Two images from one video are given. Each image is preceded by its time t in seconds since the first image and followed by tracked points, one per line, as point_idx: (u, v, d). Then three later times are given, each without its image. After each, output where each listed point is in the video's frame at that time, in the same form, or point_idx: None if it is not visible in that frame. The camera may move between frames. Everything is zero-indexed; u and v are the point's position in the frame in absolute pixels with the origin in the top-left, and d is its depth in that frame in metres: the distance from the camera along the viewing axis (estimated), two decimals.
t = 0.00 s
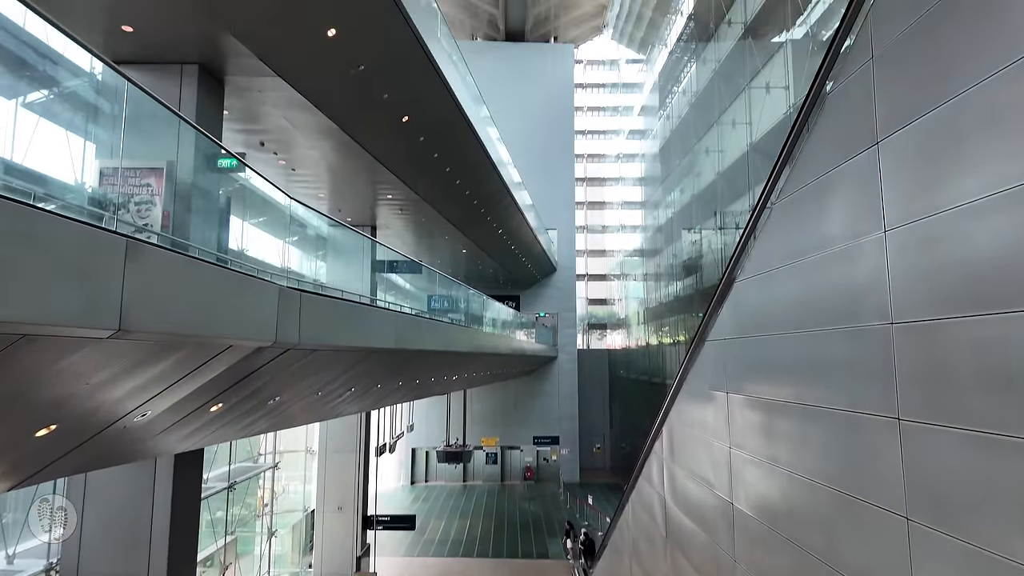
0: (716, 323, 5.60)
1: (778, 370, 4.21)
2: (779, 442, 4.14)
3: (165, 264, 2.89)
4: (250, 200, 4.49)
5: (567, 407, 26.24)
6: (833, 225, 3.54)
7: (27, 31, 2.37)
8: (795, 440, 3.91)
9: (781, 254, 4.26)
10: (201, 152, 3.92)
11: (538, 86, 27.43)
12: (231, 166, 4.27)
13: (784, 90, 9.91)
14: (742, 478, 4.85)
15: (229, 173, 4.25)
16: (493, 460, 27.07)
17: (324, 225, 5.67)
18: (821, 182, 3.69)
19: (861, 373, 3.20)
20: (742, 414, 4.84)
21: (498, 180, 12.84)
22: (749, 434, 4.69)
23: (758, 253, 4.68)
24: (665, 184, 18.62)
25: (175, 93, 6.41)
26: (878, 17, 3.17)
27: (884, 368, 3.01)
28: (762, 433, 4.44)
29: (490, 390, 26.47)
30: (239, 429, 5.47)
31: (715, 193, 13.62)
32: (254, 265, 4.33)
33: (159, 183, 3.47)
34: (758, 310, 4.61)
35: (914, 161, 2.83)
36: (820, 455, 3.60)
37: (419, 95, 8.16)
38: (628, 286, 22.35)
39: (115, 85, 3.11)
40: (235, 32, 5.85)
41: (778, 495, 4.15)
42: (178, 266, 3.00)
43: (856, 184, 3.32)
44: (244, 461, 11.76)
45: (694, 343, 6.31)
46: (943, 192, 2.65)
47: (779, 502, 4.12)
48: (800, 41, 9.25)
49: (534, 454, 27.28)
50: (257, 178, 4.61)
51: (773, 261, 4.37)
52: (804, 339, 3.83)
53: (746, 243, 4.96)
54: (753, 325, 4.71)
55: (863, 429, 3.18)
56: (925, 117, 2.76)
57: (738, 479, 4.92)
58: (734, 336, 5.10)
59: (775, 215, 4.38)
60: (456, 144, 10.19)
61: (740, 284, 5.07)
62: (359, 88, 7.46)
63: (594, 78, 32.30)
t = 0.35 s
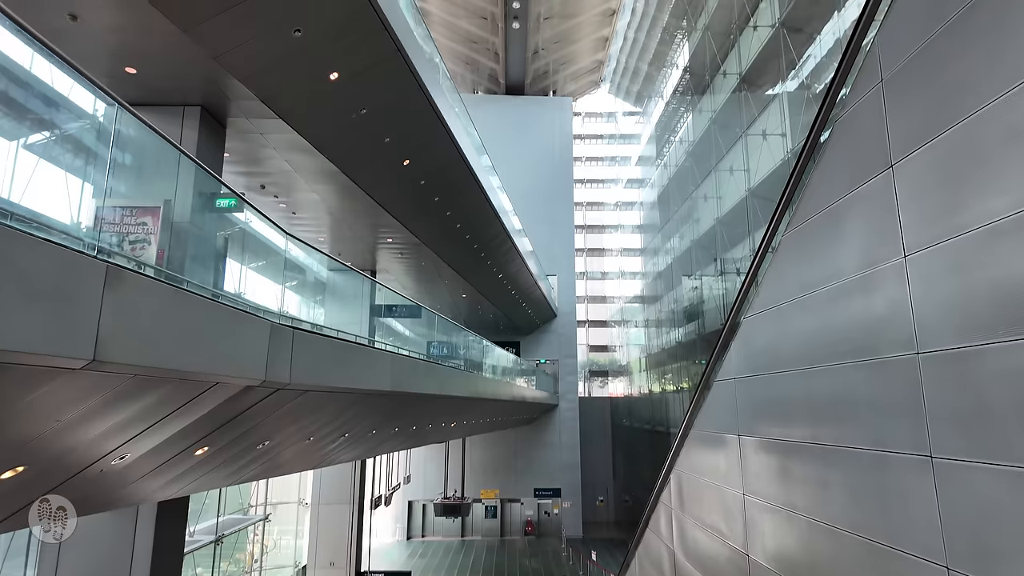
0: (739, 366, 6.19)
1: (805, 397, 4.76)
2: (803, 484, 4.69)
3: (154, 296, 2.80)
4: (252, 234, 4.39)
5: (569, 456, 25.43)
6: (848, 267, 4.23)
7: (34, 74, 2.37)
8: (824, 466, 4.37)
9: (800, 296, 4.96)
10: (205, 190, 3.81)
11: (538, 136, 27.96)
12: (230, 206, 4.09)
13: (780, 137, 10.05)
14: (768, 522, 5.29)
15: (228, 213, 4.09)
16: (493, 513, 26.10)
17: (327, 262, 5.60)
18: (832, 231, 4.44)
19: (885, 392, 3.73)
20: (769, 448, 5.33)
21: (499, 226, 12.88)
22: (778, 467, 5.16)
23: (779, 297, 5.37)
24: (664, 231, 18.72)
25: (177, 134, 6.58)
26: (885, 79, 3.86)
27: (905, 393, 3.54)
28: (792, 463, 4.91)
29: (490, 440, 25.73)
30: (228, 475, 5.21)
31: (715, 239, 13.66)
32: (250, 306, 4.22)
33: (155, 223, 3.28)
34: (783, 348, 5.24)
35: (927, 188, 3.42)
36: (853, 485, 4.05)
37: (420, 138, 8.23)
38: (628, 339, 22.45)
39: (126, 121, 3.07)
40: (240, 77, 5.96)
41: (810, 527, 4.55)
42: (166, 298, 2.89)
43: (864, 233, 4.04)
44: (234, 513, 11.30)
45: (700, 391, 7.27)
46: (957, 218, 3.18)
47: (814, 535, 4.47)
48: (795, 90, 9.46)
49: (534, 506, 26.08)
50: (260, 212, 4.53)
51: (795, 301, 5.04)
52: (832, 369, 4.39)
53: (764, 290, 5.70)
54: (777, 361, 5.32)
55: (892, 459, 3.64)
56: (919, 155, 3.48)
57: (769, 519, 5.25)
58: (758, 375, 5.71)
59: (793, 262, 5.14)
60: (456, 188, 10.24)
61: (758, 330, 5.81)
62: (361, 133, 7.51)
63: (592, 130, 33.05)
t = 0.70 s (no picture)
0: (750, 378, 6.27)
1: (817, 402, 4.81)
2: (819, 498, 4.74)
3: (138, 296, 2.67)
4: (250, 247, 4.26)
5: (569, 482, 24.88)
6: (854, 271, 4.34)
7: (31, 86, 2.35)
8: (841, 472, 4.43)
9: (807, 302, 5.04)
10: (203, 203, 3.70)
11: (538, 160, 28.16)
12: (226, 220, 3.94)
13: (780, 156, 10.04)
14: (783, 538, 5.35)
15: (225, 227, 3.94)
16: (492, 541, 25.45)
17: (325, 274, 5.46)
18: (836, 237, 4.57)
19: (899, 393, 3.79)
20: (783, 458, 5.37)
21: (498, 245, 12.84)
22: (792, 477, 5.19)
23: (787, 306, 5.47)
24: (664, 253, 18.67)
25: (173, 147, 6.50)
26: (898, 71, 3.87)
27: (919, 396, 3.61)
28: (807, 470, 4.95)
29: (490, 465, 25.21)
30: (217, 494, 5.01)
31: (715, 260, 13.57)
32: (250, 320, 4.07)
33: (149, 233, 3.13)
34: (793, 355, 5.31)
35: (943, 177, 3.43)
36: (870, 493, 4.10)
37: (421, 154, 8.19)
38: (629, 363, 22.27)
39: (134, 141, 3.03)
40: (239, 88, 5.90)
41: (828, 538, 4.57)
42: (149, 300, 2.75)
43: (868, 237, 4.16)
44: (226, 538, 10.99)
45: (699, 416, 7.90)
46: (977, 206, 3.17)
47: (833, 547, 4.50)
48: (793, 113, 9.52)
49: (535, 534, 25.03)
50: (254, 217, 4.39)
51: (803, 307, 5.13)
52: (843, 373, 4.45)
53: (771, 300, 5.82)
54: (788, 368, 5.39)
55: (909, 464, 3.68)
56: (935, 142, 3.49)
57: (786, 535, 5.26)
58: (769, 385, 5.78)
59: (799, 270, 5.26)
60: (456, 206, 10.19)
61: (767, 340, 5.90)
62: (360, 148, 7.46)
63: (591, 154, 33.27)
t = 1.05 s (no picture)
0: (758, 369, 6.31)
1: (833, 384, 4.86)
2: (834, 489, 4.74)
3: (117, 276, 2.56)
4: (248, 247, 4.16)
5: (570, 488, 24.55)
6: (871, 250, 4.43)
7: (26, 79, 2.27)
8: (858, 455, 4.46)
9: (821, 286, 5.12)
10: (197, 194, 3.61)
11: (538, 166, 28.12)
12: (220, 215, 3.83)
13: (782, 157, 9.92)
14: (794, 533, 5.30)
15: (219, 221, 3.82)
16: (492, 548, 25.17)
17: (324, 270, 5.36)
18: (851, 217, 4.67)
19: (922, 367, 3.84)
20: (795, 447, 5.39)
21: (498, 247, 12.75)
22: (805, 466, 5.20)
23: (798, 292, 5.54)
24: (664, 257, 18.57)
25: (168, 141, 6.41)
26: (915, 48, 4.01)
27: (945, 372, 3.64)
28: (821, 455, 4.97)
29: (490, 472, 24.93)
30: (208, 492, 4.89)
31: (717, 263, 13.47)
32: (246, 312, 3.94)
33: (142, 225, 3.01)
34: (804, 340, 5.37)
35: (964, 146, 3.54)
36: (890, 477, 4.11)
37: (419, 152, 8.12)
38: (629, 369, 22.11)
39: (134, 146, 2.99)
40: (235, 80, 5.83)
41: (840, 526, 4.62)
42: (130, 279, 2.64)
43: (887, 214, 4.26)
44: (221, 542, 10.81)
45: (703, 416, 7.80)
46: (1002, 171, 3.27)
47: (847, 537, 4.53)
48: (793, 117, 9.49)
49: (536, 542, 24.74)
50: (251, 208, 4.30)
51: (816, 291, 5.20)
52: (861, 351, 4.51)
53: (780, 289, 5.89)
54: (800, 353, 5.43)
55: (940, 448, 3.65)
56: (953, 111, 3.63)
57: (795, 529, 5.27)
58: (779, 374, 5.82)
59: (810, 256, 5.35)
60: (456, 206, 10.09)
61: (775, 330, 5.96)
62: (358, 144, 7.37)
63: (591, 159, 33.22)
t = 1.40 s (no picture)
0: (767, 352, 6.17)
1: (847, 361, 4.70)
2: (849, 475, 4.59)
3: (97, 244, 2.46)
4: (245, 240, 3.99)
5: (570, 489, 24.38)
6: (885, 220, 4.28)
7: (17, 63, 2.24)
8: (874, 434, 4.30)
9: (832, 261, 4.97)
10: (189, 178, 3.42)
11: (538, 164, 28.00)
12: (214, 202, 3.64)
13: (784, 151, 9.81)
14: (805, 520, 5.18)
15: (215, 208, 3.65)
16: (492, 548, 25.01)
17: (323, 265, 5.19)
18: (866, 183, 4.52)
19: (942, 337, 3.69)
20: (806, 429, 5.25)
21: (497, 242, 12.64)
22: (817, 449, 5.06)
23: (808, 270, 5.40)
24: (665, 255, 18.46)
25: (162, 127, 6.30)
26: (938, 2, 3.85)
27: (970, 340, 3.45)
28: (833, 436, 4.82)
29: (489, 472, 24.77)
30: (200, 483, 4.77)
31: (718, 259, 13.36)
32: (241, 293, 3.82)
33: (134, 212, 2.87)
34: (815, 318, 5.22)
35: (988, 100, 3.37)
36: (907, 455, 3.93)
37: (418, 142, 8.00)
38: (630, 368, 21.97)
39: (134, 145, 2.91)
40: (229, 63, 5.72)
41: (853, 511, 4.47)
42: (110, 248, 2.53)
43: (903, 179, 4.10)
44: (218, 540, 10.69)
45: (703, 416, 7.87)
46: None
47: (861, 522, 4.39)
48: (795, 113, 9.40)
49: (535, 542, 24.64)
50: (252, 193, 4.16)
51: (827, 267, 5.05)
52: (876, 325, 4.35)
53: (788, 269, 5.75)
54: (811, 332, 5.29)
55: (962, 420, 3.48)
56: (976, 64, 3.46)
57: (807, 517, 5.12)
58: (789, 355, 5.68)
59: (820, 232, 5.21)
60: (455, 200, 9.97)
61: (784, 310, 5.82)
62: (355, 133, 7.25)
63: (591, 158, 33.13)
